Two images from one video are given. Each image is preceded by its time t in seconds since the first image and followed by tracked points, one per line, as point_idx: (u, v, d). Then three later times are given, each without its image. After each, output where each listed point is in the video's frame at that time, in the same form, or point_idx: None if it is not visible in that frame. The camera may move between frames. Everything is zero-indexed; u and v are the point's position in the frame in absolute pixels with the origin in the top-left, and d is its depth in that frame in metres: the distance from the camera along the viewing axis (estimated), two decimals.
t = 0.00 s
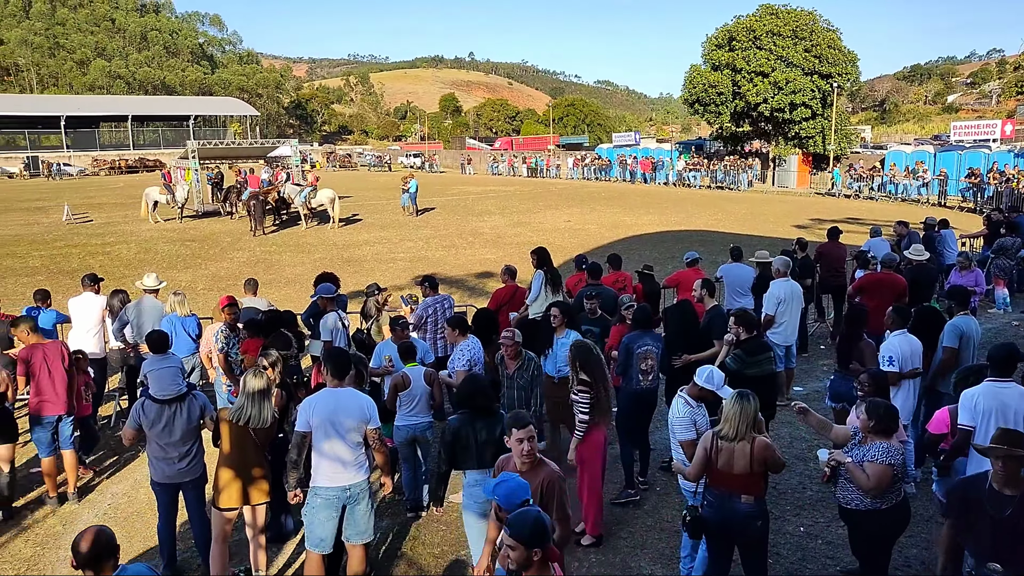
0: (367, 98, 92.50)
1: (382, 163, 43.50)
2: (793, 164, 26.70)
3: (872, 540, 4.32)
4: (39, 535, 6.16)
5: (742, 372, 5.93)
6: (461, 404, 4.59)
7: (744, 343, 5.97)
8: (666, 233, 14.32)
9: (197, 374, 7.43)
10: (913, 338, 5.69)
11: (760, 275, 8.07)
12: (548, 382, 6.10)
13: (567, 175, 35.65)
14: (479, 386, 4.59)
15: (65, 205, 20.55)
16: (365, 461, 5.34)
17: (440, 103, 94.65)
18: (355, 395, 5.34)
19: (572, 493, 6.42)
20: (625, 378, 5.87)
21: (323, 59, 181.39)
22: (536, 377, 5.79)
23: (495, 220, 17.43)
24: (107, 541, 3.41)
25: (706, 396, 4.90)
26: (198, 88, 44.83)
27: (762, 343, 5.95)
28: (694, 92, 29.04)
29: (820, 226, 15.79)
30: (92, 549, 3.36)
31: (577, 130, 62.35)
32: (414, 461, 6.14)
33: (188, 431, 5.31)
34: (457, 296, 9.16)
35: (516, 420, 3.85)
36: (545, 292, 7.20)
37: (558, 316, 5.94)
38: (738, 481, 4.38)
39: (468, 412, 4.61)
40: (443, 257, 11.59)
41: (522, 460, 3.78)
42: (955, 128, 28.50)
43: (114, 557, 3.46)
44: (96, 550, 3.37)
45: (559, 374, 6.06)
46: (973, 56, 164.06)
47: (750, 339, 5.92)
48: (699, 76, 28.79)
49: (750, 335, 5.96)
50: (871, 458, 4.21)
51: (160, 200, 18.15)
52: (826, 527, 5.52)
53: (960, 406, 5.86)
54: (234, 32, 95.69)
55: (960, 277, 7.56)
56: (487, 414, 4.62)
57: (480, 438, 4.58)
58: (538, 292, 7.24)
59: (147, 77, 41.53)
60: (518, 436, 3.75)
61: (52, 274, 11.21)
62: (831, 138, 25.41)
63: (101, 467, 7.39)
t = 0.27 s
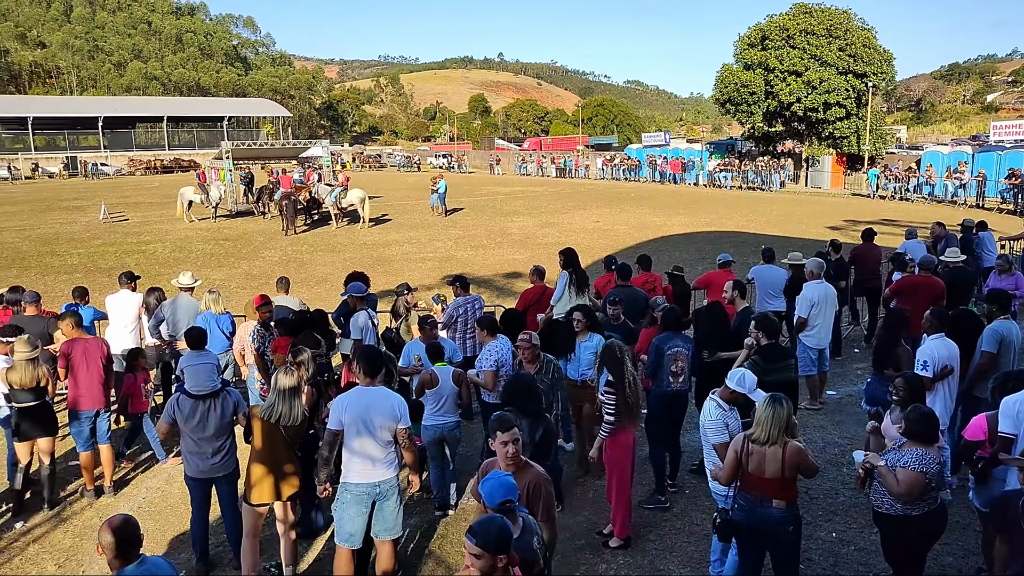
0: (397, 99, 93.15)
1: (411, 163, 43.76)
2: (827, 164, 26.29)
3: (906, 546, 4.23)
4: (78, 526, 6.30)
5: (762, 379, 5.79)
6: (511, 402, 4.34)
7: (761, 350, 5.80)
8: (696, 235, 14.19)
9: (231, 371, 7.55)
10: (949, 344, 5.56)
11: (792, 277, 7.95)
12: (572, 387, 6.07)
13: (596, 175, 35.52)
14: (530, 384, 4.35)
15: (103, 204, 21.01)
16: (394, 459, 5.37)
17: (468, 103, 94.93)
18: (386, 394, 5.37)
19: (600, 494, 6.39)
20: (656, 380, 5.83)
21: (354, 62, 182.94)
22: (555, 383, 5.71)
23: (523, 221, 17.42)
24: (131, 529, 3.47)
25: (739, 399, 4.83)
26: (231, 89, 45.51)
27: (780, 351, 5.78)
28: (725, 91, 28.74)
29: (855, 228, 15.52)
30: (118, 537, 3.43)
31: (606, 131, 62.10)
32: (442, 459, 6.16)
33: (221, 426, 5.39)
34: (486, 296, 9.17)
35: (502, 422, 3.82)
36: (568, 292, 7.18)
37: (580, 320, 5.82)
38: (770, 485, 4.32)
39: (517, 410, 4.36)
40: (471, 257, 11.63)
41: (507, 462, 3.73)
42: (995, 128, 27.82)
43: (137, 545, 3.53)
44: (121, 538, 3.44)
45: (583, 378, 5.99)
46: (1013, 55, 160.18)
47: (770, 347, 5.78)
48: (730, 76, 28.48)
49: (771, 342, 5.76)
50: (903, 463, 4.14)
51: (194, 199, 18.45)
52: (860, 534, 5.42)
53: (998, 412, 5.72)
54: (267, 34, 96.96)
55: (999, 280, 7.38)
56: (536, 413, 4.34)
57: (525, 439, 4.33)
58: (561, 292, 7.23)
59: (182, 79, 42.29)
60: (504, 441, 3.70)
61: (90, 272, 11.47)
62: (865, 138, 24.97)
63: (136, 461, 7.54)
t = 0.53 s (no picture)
0: (425, 102, 93.76)
1: (439, 166, 43.99)
2: (860, 167, 25.87)
3: (939, 554, 4.13)
4: (112, 522, 6.42)
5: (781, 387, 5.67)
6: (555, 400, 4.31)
7: (781, 357, 5.66)
8: (725, 238, 14.04)
9: (262, 371, 7.66)
10: (984, 351, 5.42)
11: (825, 282, 7.82)
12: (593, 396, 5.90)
13: (623, 177, 35.36)
14: (576, 383, 4.32)
15: (137, 206, 21.41)
16: (422, 460, 5.39)
17: (496, 106, 95.13)
18: (416, 395, 5.40)
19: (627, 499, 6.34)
20: (683, 384, 5.79)
21: (382, 65, 184.35)
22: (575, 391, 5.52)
23: (550, 223, 17.39)
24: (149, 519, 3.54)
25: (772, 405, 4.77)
26: (263, 93, 46.18)
27: (800, 357, 5.63)
28: (756, 93, 28.46)
29: (888, 231, 15.25)
30: (137, 527, 3.48)
31: (634, 133, 61.80)
32: (468, 461, 6.15)
33: (253, 425, 5.45)
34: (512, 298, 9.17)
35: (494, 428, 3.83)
36: (590, 294, 7.06)
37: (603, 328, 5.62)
38: (801, 493, 4.26)
39: (561, 409, 4.33)
40: (498, 259, 11.64)
41: (500, 467, 3.76)
42: None
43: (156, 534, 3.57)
44: (140, 527, 3.49)
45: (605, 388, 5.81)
46: None
47: (791, 352, 5.69)
48: (761, 77, 28.18)
49: (789, 348, 5.65)
50: (931, 470, 4.07)
51: (226, 201, 18.73)
52: (894, 542, 5.31)
53: None
54: (298, 37, 98.21)
55: None
56: (581, 413, 4.31)
57: (565, 437, 4.30)
58: (583, 294, 7.14)
59: (215, 82, 43.01)
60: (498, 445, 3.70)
61: (125, 271, 11.70)
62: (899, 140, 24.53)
63: (168, 458, 7.66)
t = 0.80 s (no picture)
0: (449, 102, 94.08)
1: (462, 166, 44.11)
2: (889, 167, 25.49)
3: (968, 560, 4.05)
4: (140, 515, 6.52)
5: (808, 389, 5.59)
6: (591, 397, 4.36)
7: (806, 359, 5.59)
8: (751, 238, 13.92)
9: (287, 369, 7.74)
10: (1018, 354, 5.29)
11: (852, 283, 7.72)
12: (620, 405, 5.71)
13: (647, 177, 35.19)
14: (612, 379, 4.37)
15: (166, 204, 21.75)
16: (444, 459, 5.40)
17: (520, 106, 95.14)
18: (441, 394, 5.41)
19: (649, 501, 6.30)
20: (708, 386, 5.74)
21: (406, 65, 184.48)
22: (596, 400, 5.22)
23: (574, 223, 17.36)
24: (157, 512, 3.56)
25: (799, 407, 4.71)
26: (288, 94, 46.67)
27: (826, 358, 5.55)
28: (782, 92, 28.18)
29: (918, 232, 15.00)
30: (139, 522, 3.49)
31: (658, 132, 61.41)
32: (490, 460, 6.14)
33: (279, 421, 5.50)
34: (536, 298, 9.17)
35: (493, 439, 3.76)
36: (607, 293, 6.90)
37: (622, 333, 5.45)
38: (826, 497, 4.21)
39: (595, 405, 4.39)
40: (521, 258, 11.64)
41: (498, 479, 3.70)
42: None
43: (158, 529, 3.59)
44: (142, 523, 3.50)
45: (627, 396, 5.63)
46: None
47: (816, 354, 5.61)
48: (788, 76, 27.90)
49: (813, 350, 5.58)
50: (960, 474, 4.00)
51: (253, 200, 18.96)
52: (922, 548, 5.22)
53: None
54: (323, 38, 99.08)
55: None
56: (615, 409, 4.35)
57: (598, 433, 4.33)
58: (599, 293, 6.99)
59: (241, 82, 43.54)
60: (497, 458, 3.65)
61: (154, 269, 11.88)
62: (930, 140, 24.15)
63: (194, 453, 7.75)
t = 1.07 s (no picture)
0: (472, 104, 94.40)
1: (485, 167, 44.25)
2: (917, 169, 25.13)
3: (999, 571, 3.97)
4: (165, 513, 6.61)
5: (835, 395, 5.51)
6: (617, 395, 4.45)
7: (834, 364, 5.50)
8: (775, 242, 13.79)
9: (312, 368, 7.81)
10: None
11: (880, 288, 7.60)
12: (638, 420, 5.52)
13: (671, 180, 35.03)
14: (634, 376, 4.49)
15: (194, 206, 22.08)
16: (466, 461, 5.40)
17: (543, 109, 95.15)
18: (463, 395, 5.41)
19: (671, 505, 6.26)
20: (732, 391, 5.70)
21: (431, 68, 184.51)
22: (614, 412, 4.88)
23: (596, 226, 17.32)
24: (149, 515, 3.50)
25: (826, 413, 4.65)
26: (313, 97, 47.14)
27: (854, 363, 5.46)
28: (808, 94, 27.91)
29: (948, 237, 14.76)
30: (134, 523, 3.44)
31: (682, 134, 61.06)
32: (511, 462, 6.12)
33: (304, 421, 5.55)
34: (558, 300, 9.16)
35: (487, 448, 3.58)
36: (623, 299, 6.76)
37: (639, 339, 5.29)
38: (853, 505, 4.16)
39: (623, 403, 4.47)
40: (543, 261, 11.64)
41: (493, 491, 3.48)
42: None
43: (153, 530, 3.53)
44: (138, 524, 3.45)
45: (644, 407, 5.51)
46: None
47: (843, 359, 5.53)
48: (814, 78, 27.63)
49: (841, 354, 5.50)
50: (990, 482, 3.92)
51: (278, 202, 19.18)
52: (950, 558, 5.12)
53: None
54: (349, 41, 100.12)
55: None
56: (641, 404, 4.44)
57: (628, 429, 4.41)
58: (615, 298, 6.85)
59: (268, 85, 44.10)
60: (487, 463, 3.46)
61: (181, 270, 12.06)
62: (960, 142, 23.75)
63: (221, 452, 7.84)
